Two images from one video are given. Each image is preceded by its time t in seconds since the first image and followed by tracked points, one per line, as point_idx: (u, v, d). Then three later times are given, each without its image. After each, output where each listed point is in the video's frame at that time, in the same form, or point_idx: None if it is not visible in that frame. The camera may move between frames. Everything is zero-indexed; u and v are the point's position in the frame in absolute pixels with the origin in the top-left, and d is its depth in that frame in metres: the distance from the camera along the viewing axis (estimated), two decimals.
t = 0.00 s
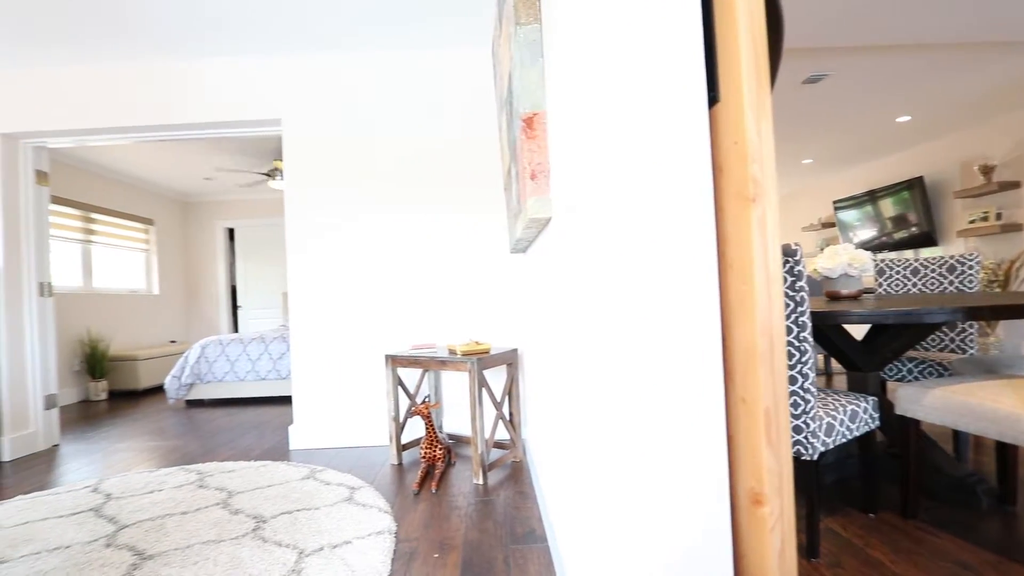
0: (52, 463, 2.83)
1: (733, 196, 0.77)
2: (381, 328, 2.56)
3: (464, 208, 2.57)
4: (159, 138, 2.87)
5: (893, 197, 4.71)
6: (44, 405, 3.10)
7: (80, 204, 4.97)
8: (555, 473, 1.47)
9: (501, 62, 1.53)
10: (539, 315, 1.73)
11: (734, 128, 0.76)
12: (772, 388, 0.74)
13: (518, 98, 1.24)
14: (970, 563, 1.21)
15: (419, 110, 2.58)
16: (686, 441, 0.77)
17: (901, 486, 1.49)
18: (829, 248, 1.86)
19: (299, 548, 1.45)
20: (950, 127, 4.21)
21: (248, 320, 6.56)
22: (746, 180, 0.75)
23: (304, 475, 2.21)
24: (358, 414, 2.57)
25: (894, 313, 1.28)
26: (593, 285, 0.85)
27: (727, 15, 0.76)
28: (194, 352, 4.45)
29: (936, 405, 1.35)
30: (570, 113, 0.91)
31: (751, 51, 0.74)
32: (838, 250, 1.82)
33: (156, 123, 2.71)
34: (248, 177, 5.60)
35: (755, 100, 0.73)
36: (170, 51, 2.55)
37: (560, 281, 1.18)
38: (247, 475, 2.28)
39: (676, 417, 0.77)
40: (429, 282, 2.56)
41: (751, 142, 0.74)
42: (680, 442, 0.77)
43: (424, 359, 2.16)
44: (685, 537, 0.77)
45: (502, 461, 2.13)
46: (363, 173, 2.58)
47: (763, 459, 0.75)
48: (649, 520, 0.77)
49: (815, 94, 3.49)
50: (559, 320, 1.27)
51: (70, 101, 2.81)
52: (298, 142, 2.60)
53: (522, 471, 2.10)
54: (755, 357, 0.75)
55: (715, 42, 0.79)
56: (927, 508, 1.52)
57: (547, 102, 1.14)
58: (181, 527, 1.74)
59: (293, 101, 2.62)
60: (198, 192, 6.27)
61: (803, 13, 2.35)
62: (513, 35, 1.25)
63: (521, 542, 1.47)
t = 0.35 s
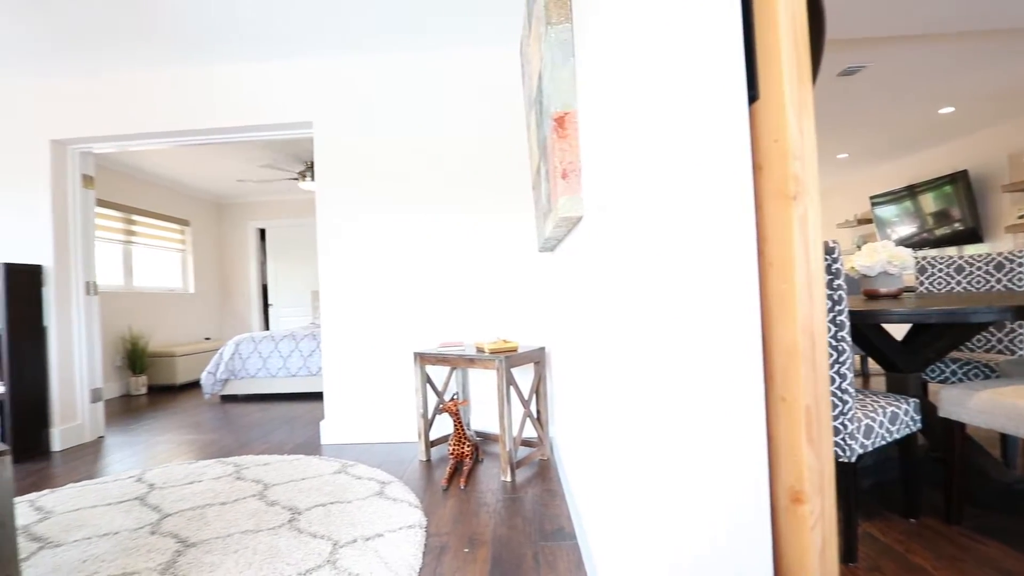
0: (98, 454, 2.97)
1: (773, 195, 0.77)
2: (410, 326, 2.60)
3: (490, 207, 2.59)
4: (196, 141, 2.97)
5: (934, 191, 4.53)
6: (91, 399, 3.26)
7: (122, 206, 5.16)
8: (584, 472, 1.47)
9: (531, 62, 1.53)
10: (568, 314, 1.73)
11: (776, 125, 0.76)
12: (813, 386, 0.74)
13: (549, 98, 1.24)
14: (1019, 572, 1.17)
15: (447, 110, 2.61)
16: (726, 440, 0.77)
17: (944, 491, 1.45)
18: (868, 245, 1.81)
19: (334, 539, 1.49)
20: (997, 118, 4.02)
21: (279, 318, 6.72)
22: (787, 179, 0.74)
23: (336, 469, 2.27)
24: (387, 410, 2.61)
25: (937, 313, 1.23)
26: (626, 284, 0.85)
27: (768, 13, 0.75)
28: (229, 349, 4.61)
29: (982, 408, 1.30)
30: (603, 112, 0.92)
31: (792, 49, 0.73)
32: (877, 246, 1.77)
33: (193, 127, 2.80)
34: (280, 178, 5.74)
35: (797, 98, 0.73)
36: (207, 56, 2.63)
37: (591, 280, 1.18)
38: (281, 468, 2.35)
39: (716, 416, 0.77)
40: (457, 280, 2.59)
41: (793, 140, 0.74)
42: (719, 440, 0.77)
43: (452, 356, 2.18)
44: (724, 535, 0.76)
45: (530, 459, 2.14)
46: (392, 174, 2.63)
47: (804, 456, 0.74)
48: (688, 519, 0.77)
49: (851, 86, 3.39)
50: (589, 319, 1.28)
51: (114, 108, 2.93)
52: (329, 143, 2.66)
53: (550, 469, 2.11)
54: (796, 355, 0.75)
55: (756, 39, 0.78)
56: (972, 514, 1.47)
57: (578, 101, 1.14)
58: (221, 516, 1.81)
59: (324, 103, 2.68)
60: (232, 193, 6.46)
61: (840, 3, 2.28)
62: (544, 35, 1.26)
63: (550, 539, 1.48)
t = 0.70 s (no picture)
0: (134, 447, 3.08)
1: (809, 192, 0.76)
2: (433, 325, 2.63)
3: (513, 205, 2.59)
4: (226, 144, 3.05)
5: (972, 186, 4.37)
6: (127, 393, 3.38)
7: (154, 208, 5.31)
8: (610, 471, 1.47)
9: (556, 61, 1.54)
10: (592, 313, 1.73)
11: (812, 122, 0.75)
12: (851, 385, 0.73)
13: (576, 97, 1.24)
14: None
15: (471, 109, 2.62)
16: (760, 438, 0.76)
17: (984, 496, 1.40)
18: (902, 242, 1.77)
19: (362, 533, 1.52)
20: None
21: (304, 316, 6.85)
22: (824, 176, 0.73)
23: (362, 465, 2.31)
24: (411, 407, 2.65)
25: (978, 312, 1.19)
26: (656, 282, 0.85)
27: (804, 10, 0.75)
28: (256, 346, 4.72)
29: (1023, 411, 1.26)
30: (632, 110, 0.92)
31: (830, 46, 0.72)
32: (912, 243, 1.73)
33: (224, 130, 2.88)
34: (306, 179, 5.85)
35: (835, 95, 0.72)
36: (236, 61, 2.70)
37: (618, 279, 1.18)
38: (309, 463, 2.40)
39: (749, 414, 0.76)
40: (480, 279, 2.60)
41: (830, 137, 0.73)
42: (753, 439, 0.76)
43: (476, 355, 2.20)
44: (758, 532, 0.76)
45: (553, 458, 2.14)
46: (416, 174, 2.66)
47: (841, 456, 0.73)
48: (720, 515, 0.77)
49: (882, 79, 3.29)
50: (614, 318, 1.28)
51: (149, 113, 3.03)
52: (355, 144, 2.70)
53: (574, 468, 2.11)
54: (833, 354, 0.74)
55: (791, 36, 0.78)
56: (1013, 520, 1.42)
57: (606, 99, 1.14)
58: (253, 508, 1.86)
59: (351, 105, 2.73)
60: (258, 194, 6.62)
61: None
62: (570, 34, 1.26)
63: (576, 537, 1.48)
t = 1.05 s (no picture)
0: (171, 440, 3.19)
1: (851, 188, 0.75)
2: (459, 323, 2.66)
3: (538, 204, 2.60)
4: (257, 147, 3.13)
5: (1016, 180, 4.19)
6: (163, 388, 3.49)
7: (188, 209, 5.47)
8: (638, 470, 1.46)
9: (584, 61, 1.54)
10: (620, 312, 1.72)
11: (854, 118, 0.74)
12: (895, 385, 0.72)
13: (605, 96, 1.25)
14: None
15: (497, 109, 2.64)
16: (798, 435, 0.76)
17: None
18: (943, 239, 1.72)
19: (393, 527, 1.55)
20: None
21: (330, 315, 6.98)
22: (867, 174, 0.72)
23: (389, 460, 2.34)
24: (437, 405, 2.68)
25: None
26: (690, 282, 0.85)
27: (846, 5, 0.73)
28: (285, 344, 4.84)
29: None
30: (665, 108, 0.92)
31: (873, 41, 0.71)
32: (954, 240, 1.68)
33: (255, 133, 2.97)
34: (333, 180, 5.96)
35: (878, 91, 0.71)
36: (267, 65, 2.77)
37: (647, 277, 1.18)
38: (338, 458, 2.46)
39: (786, 410, 0.76)
40: (505, 278, 2.62)
41: (873, 133, 0.71)
42: (791, 435, 0.76)
43: (502, 353, 2.21)
44: (794, 530, 0.77)
45: (579, 456, 2.14)
46: (442, 174, 2.68)
47: (884, 456, 0.72)
48: (756, 509, 0.78)
49: (919, 71, 3.19)
50: (643, 317, 1.28)
51: (184, 117, 3.13)
52: (382, 145, 2.74)
53: (600, 467, 2.10)
54: (875, 353, 0.73)
55: (833, 32, 0.77)
56: None
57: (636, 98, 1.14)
58: (286, 501, 1.91)
59: (378, 107, 2.77)
60: (286, 195, 6.77)
61: None
62: (599, 32, 1.26)
63: (603, 536, 1.48)
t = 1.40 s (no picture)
0: (201, 435, 3.28)
1: (888, 186, 0.74)
2: (480, 322, 2.67)
3: (560, 203, 2.60)
4: (282, 149, 3.20)
5: None
6: (192, 385, 3.58)
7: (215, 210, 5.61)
8: (663, 468, 1.46)
9: (609, 60, 1.53)
10: (643, 311, 1.71)
11: (893, 115, 0.72)
12: (935, 385, 0.70)
13: (630, 96, 1.24)
14: None
15: (518, 108, 2.64)
16: (832, 434, 0.76)
17: None
18: (980, 236, 1.67)
19: (418, 523, 1.57)
20: None
21: (352, 314, 7.08)
22: (905, 171, 0.71)
23: (412, 458, 2.37)
24: (459, 403, 2.70)
25: None
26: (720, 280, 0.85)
27: None
28: (309, 342, 4.93)
29: None
30: (695, 107, 0.91)
31: (913, 36, 0.70)
32: (992, 238, 1.63)
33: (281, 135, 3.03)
34: (355, 181, 6.05)
35: (917, 86, 0.70)
36: (293, 68, 2.83)
37: (673, 275, 1.17)
38: (362, 455, 2.49)
39: (820, 408, 0.76)
40: (526, 278, 2.62)
41: (913, 130, 0.70)
42: (824, 433, 0.76)
43: (524, 352, 2.22)
44: (827, 529, 0.76)
45: (601, 456, 2.13)
46: (463, 174, 2.70)
47: (923, 457, 0.71)
48: (787, 504, 0.78)
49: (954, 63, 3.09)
50: (668, 315, 1.28)
51: (214, 121, 3.21)
52: (404, 146, 2.78)
53: (622, 467, 2.09)
54: (914, 353, 0.72)
55: (869, 27, 0.75)
56: None
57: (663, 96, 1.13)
58: (313, 496, 1.95)
59: (401, 108, 2.80)
60: (309, 196, 6.89)
61: None
62: (624, 30, 1.26)
63: (627, 535, 1.48)
